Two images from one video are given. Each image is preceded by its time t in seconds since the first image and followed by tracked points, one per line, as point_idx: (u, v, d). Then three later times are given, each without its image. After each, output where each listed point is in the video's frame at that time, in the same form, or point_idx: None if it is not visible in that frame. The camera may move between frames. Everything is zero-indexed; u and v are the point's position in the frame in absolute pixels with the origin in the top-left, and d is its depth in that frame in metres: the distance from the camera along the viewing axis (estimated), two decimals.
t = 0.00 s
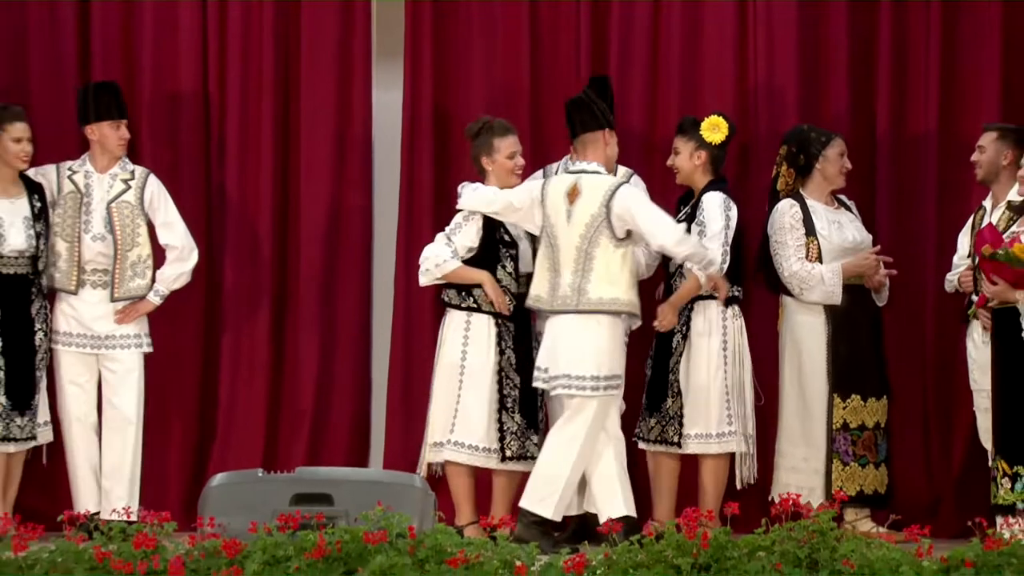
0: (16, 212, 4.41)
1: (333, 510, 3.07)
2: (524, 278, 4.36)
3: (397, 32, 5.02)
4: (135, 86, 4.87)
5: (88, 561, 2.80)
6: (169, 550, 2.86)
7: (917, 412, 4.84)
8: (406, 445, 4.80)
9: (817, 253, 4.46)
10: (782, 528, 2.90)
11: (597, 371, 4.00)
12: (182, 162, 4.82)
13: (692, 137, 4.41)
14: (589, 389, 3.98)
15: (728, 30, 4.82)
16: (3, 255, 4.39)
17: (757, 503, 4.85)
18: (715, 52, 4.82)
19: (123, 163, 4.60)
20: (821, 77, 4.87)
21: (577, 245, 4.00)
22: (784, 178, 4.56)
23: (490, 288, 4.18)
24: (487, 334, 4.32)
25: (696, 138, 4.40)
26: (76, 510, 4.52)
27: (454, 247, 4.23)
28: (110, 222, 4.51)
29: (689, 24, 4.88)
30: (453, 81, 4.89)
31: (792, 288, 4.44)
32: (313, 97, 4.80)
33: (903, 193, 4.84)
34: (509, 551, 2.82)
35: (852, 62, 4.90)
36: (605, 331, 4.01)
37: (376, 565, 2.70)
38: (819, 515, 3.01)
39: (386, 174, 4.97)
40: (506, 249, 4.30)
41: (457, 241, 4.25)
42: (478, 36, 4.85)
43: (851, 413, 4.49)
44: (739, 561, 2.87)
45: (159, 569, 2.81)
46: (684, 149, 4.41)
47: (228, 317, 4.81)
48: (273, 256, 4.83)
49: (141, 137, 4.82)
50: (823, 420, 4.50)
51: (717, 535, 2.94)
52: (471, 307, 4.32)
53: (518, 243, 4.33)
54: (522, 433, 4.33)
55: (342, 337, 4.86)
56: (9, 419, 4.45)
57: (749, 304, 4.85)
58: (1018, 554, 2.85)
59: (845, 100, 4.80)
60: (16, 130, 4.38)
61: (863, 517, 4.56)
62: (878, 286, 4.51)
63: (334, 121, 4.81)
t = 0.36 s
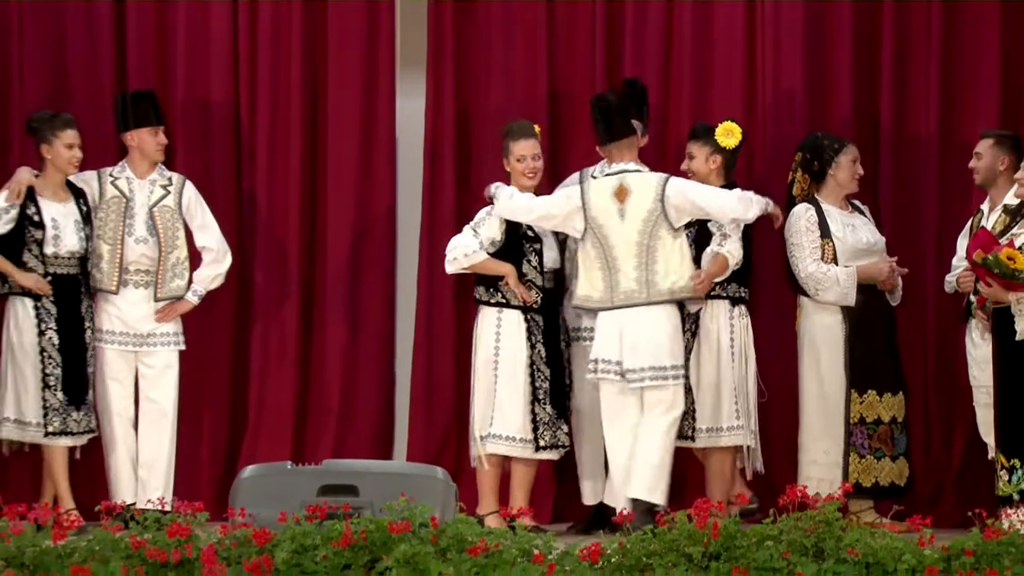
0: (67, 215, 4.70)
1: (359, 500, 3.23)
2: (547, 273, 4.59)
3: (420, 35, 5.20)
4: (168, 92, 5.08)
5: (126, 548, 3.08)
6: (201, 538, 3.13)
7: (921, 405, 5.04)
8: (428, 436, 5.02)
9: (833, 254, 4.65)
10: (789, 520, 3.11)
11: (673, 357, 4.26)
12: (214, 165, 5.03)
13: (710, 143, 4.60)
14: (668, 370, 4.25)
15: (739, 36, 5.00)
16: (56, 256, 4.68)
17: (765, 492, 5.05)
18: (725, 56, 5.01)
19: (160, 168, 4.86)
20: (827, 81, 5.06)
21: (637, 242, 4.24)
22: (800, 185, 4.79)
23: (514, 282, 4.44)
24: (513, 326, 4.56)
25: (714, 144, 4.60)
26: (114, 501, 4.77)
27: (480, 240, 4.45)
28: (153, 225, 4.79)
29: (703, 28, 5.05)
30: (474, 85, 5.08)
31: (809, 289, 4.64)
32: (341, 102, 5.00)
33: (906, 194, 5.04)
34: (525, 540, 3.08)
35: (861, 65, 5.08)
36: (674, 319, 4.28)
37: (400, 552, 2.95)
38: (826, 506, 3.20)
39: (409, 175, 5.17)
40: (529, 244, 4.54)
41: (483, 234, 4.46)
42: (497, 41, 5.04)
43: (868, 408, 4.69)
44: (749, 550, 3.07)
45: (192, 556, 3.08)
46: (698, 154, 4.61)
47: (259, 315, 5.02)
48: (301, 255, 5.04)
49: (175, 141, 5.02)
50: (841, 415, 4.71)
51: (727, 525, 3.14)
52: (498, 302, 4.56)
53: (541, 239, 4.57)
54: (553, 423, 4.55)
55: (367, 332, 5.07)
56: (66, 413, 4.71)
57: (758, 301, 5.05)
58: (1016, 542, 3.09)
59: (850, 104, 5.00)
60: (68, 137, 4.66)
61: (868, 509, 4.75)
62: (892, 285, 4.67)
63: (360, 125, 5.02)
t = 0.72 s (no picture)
0: (113, 217, 4.93)
1: (384, 491, 3.18)
2: (564, 273, 4.79)
3: (442, 45, 5.41)
4: (200, 101, 5.29)
5: (159, 537, 3.03)
6: (232, 527, 3.11)
7: (921, 399, 5.25)
8: (449, 430, 5.23)
9: (843, 256, 4.86)
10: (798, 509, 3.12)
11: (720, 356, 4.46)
12: (244, 171, 5.25)
13: (731, 148, 4.84)
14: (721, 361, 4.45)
15: (748, 46, 5.20)
16: (107, 256, 4.91)
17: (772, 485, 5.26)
18: (734, 65, 5.21)
19: (191, 174, 5.09)
20: (832, 89, 5.26)
21: (688, 242, 4.39)
22: (811, 187, 5.00)
23: (529, 284, 4.66)
24: (532, 325, 4.77)
25: (736, 149, 4.83)
26: (147, 492, 4.99)
27: (496, 242, 4.66)
28: (189, 228, 5.02)
29: (714, 35, 5.25)
30: (493, 93, 5.29)
31: (823, 288, 4.83)
32: (366, 107, 5.21)
33: (907, 198, 5.23)
34: (542, 529, 3.07)
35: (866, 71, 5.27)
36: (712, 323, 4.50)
37: (423, 541, 2.92)
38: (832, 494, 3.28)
39: (430, 180, 5.39)
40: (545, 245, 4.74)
41: (500, 237, 4.68)
42: (516, 50, 5.24)
43: (884, 404, 4.89)
44: (757, 541, 3.09)
45: (223, 546, 3.04)
46: (720, 159, 4.83)
47: (288, 315, 5.24)
48: (326, 257, 5.25)
49: (207, 148, 5.24)
50: (857, 409, 4.92)
51: (736, 514, 3.15)
52: (517, 302, 4.77)
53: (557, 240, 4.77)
54: (569, 417, 4.75)
55: (390, 331, 5.28)
56: (116, 408, 4.92)
57: (766, 300, 5.26)
58: (1014, 532, 3.11)
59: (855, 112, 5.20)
60: (113, 141, 4.88)
61: (874, 499, 4.95)
62: (902, 283, 4.86)
63: (384, 133, 5.23)
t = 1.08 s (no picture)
0: (149, 220, 5.17)
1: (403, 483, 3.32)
2: (570, 274, 5.00)
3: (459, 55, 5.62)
4: (227, 110, 5.51)
5: (189, 527, 3.19)
6: (258, 516, 3.25)
7: (918, 397, 5.46)
8: (466, 425, 5.46)
9: (844, 256, 5.07)
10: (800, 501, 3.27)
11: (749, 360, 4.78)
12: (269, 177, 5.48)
13: (758, 155, 5.02)
14: (753, 361, 4.78)
15: (754, 56, 5.40)
16: (146, 257, 5.14)
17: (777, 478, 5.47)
18: (740, 74, 5.41)
19: (217, 180, 5.32)
20: (835, 97, 5.46)
21: (738, 246, 4.67)
22: (817, 191, 5.18)
23: (536, 287, 4.88)
24: (541, 323, 4.99)
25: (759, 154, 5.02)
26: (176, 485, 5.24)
27: (505, 244, 4.90)
28: (218, 231, 5.26)
29: (721, 44, 5.45)
30: (508, 102, 5.50)
31: (824, 287, 5.03)
32: (387, 114, 5.43)
33: (907, 202, 5.44)
34: (556, 519, 3.24)
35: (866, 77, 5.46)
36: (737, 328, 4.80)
37: (440, 531, 3.11)
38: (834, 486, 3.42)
39: (447, 185, 5.60)
40: (552, 247, 4.96)
41: (508, 239, 4.92)
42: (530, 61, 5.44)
43: (880, 400, 5.11)
44: (761, 530, 3.25)
45: (250, 534, 3.19)
46: (749, 165, 5.01)
47: (311, 315, 5.47)
48: (348, 260, 5.47)
49: (234, 155, 5.47)
50: (853, 405, 5.14)
51: (743, 506, 3.31)
52: (526, 302, 5.00)
53: (565, 241, 4.98)
54: (576, 412, 4.98)
55: (409, 330, 5.50)
56: (160, 403, 5.18)
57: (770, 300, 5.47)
58: (1009, 522, 3.23)
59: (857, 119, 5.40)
60: (149, 147, 5.11)
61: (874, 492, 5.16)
62: (900, 285, 5.09)
63: (403, 140, 5.45)
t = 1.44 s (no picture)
0: (175, 223, 5.38)
1: (421, 474, 3.47)
2: (571, 279, 5.21)
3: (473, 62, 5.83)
4: (251, 115, 5.72)
5: (215, 517, 3.28)
6: (282, 508, 3.34)
7: (916, 391, 5.66)
8: (480, 420, 5.68)
9: (842, 258, 5.29)
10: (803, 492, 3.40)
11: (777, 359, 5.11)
12: (291, 180, 5.70)
13: (778, 159, 5.18)
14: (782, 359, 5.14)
15: (758, 63, 5.59)
16: (174, 258, 5.36)
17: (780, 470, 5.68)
18: (744, 80, 5.60)
19: (239, 185, 5.53)
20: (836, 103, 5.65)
21: (773, 249, 5.01)
22: (818, 195, 5.41)
23: (538, 293, 5.13)
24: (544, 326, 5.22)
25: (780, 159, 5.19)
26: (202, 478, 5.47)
27: (508, 253, 5.13)
28: (241, 234, 5.48)
29: (727, 52, 5.64)
30: (521, 108, 5.71)
31: (822, 287, 5.25)
32: (405, 119, 5.65)
33: (906, 204, 5.63)
34: (566, 511, 3.40)
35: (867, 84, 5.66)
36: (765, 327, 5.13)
37: (455, 522, 3.24)
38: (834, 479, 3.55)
39: (462, 188, 5.82)
40: (552, 253, 5.18)
41: (511, 248, 5.14)
42: (542, 69, 5.64)
43: (872, 395, 5.34)
44: (766, 520, 3.38)
45: (273, 525, 3.29)
46: (769, 169, 5.18)
47: (332, 313, 5.68)
48: (366, 260, 5.69)
49: (258, 159, 5.69)
50: (847, 401, 5.37)
51: (746, 497, 3.43)
52: (530, 306, 5.23)
53: (564, 247, 5.20)
54: (580, 411, 5.19)
55: (425, 328, 5.72)
56: (187, 399, 5.38)
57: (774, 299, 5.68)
58: (1005, 514, 3.36)
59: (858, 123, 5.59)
60: (173, 152, 5.31)
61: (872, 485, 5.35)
62: (897, 285, 5.30)
63: (421, 145, 5.67)
